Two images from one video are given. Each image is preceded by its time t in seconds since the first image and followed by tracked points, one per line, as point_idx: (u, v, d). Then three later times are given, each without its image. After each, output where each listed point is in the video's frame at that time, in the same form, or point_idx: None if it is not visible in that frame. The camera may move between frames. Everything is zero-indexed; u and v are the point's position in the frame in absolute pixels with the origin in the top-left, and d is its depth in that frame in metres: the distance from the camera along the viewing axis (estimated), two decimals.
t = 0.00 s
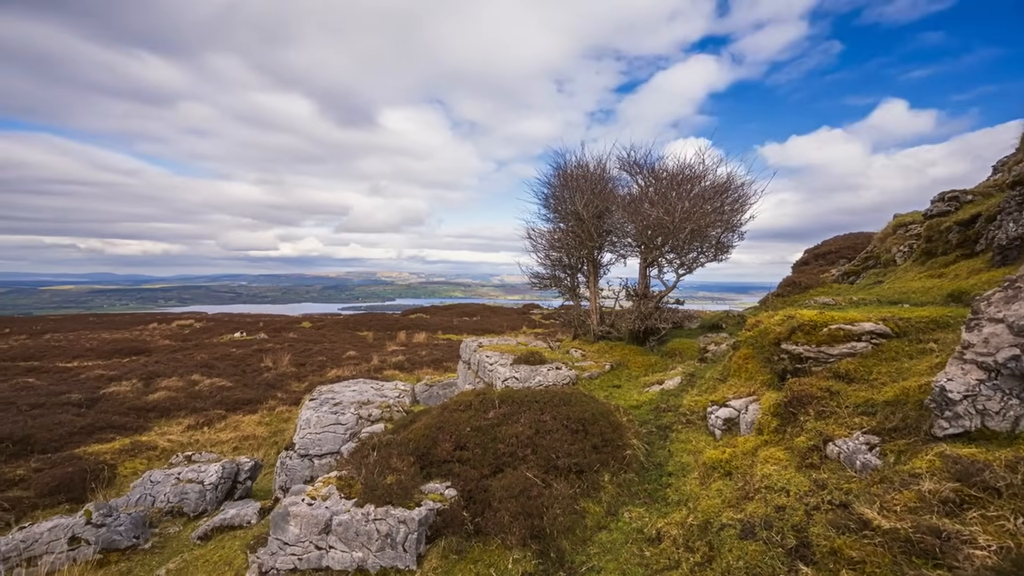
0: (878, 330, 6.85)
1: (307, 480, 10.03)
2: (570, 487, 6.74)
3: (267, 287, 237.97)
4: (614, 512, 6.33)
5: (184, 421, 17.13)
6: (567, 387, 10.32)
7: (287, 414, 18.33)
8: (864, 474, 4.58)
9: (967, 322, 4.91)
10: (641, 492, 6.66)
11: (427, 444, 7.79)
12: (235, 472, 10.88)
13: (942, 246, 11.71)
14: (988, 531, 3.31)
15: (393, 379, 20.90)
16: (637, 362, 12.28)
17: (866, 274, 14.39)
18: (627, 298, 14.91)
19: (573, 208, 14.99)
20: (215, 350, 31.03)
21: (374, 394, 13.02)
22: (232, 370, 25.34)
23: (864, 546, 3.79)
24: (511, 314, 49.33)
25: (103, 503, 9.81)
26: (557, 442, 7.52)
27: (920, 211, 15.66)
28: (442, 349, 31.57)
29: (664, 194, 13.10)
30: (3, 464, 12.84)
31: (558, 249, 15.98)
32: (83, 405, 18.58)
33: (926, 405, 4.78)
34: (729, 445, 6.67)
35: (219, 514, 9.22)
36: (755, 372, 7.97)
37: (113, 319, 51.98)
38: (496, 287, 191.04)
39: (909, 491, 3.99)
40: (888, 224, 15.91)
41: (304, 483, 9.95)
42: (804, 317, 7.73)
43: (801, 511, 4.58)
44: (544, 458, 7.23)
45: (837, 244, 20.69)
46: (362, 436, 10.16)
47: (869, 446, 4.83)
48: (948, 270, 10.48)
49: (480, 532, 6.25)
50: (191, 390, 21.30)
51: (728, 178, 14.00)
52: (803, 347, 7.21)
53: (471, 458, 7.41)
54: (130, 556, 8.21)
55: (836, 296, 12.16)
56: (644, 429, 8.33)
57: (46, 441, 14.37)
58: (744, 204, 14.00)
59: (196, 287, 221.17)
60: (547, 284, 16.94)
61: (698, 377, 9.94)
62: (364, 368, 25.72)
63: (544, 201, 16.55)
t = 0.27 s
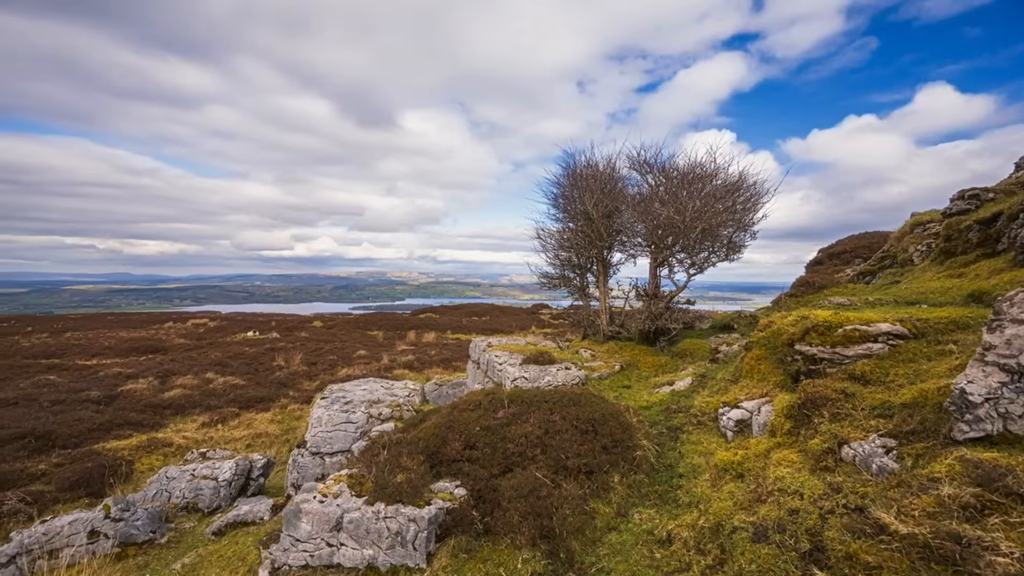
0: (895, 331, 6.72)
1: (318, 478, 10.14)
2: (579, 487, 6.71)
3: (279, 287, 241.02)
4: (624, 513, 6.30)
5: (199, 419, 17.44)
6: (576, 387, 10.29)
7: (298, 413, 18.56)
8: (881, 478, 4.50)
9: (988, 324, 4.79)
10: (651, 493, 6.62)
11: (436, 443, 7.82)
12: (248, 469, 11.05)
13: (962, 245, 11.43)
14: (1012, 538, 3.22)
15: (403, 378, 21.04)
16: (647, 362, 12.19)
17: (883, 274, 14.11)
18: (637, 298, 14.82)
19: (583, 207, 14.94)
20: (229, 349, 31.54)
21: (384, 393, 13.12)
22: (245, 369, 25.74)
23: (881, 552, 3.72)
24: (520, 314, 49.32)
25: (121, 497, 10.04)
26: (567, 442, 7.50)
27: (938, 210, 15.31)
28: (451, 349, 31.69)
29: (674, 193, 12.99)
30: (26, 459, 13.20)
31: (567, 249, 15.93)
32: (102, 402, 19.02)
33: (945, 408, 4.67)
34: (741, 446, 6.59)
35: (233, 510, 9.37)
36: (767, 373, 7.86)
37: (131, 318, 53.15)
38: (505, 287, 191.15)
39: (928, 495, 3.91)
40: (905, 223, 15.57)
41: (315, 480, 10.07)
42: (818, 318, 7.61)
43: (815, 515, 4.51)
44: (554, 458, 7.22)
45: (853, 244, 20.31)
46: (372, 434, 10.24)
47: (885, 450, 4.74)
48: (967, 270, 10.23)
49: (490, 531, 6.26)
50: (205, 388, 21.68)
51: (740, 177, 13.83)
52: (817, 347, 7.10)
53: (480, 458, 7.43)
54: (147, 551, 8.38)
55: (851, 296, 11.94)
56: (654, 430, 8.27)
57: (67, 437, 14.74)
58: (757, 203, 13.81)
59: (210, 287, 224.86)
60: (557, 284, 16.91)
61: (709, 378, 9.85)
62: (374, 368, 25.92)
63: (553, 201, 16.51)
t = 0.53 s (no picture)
0: (912, 332, 6.58)
1: (329, 476, 10.25)
2: (589, 488, 6.69)
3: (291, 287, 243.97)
4: (634, 515, 6.26)
5: (213, 416, 17.73)
6: (586, 388, 10.26)
7: (309, 411, 18.77)
8: (898, 482, 4.41)
9: (1011, 325, 4.67)
10: (661, 495, 6.57)
11: (446, 442, 7.84)
12: (261, 466, 11.20)
13: (983, 244, 11.15)
14: None
15: (412, 377, 21.15)
16: (657, 363, 12.10)
17: (900, 274, 13.83)
18: (647, 298, 14.71)
19: (592, 207, 14.88)
20: (242, 347, 32.02)
21: (394, 392, 13.20)
22: (257, 367, 26.10)
23: (898, 557, 3.65)
24: (529, 314, 49.28)
25: (138, 493, 10.24)
26: (576, 443, 7.47)
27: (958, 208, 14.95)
28: (460, 348, 31.79)
29: (685, 192, 12.87)
30: (47, 454, 13.53)
31: (577, 249, 15.88)
32: (119, 399, 19.44)
33: (965, 411, 4.57)
34: (753, 448, 6.51)
35: (246, 506, 9.51)
36: (780, 374, 7.75)
37: (147, 317, 54.23)
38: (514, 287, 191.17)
39: (947, 500, 3.82)
40: (923, 222, 15.24)
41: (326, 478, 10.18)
42: (832, 318, 7.48)
43: (829, 519, 4.44)
44: (563, 458, 7.20)
45: (869, 243, 19.93)
46: (382, 433, 10.32)
47: (902, 453, 4.65)
48: (988, 270, 9.98)
49: (499, 531, 6.27)
50: (219, 386, 22.04)
51: (752, 175, 13.66)
52: (832, 349, 6.99)
53: (489, 458, 7.44)
54: (163, 545, 8.55)
55: (867, 296, 11.72)
56: (664, 431, 8.20)
57: (86, 433, 15.08)
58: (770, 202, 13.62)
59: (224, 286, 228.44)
60: (566, 284, 16.87)
61: (720, 379, 9.74)
62: (384, 367, 26.10)
63: (562, 201, 16.47)
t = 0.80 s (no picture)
0: (931, 333, 6.43)
1: (340, 474, 10.35)
2: (598, 489, 6.66)
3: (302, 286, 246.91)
4: (644, 516, 6.22)
5: (226, 414, 18.02)
6: (595, 388, 10.22)
7: (320, 410, 18.96)
8: (916, 486, 4.33)
9: None
10: (671, 497, 6.51)
11: (455, 441, 7.87)
12: (273, 464, 11.35)
13: (1005, 243, 10.86)
14: None
15: (421, 377, 21.26)
16: (668, 363, 12.01)
17: (917, 274, 13.54)
18: (657, 298, 14.60)
19: (602, 207, 14.82)
20: (254, 346, 32.48)
21: (404, 391, 13.29)
22: (269, 366, 26.43)
23: (915, 563, 3.58)
24: (538, 314, 49.23)
25: (154, 488, 10.45)
26: (585, 443, 7.44)
27: (978, 207, 14.58)
28: (469, 348, 31.85)
29: (696, 191, 12.75)
30: (67, 450, 13.87)
31: (586, 249, 15.82)
32: (136, 396, 19.85)
33: (987, 414, 4.46)
34: (766, 451, 6.42)
35: (259, 503, 9.64)
36: (794, 376, 7.63)
37: (164, 316, 55.28)
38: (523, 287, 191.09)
39: (968, 506, 3.74)
40: (941, 220, 14.90)
41: (337, 476, 10.28)
42: (847, 319, 7.35)
43: (844, 523, 4.37)
44: (573, 459, 7.17)
45: (885, 242, 19.52)
46: (392, 432, 10.39)
47: (920, 457, 4.57)
48: (1009, 270, 9.73)
49: (509, 531, 6.27)
50: (233, 384, 22.39)
51: (765, 174, 13.46)
52: (847, 350, 6.86)
53: (498, 457, 7.45)
54: (178, 540, 8.71)
55: (883, 296, 11.49)
56: (675, 432, 8.12)
57: (104, 429, 15.43)
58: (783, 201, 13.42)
59: (237, 286, 231.93)
60: (575, 284, 16.81)
61: (732, 380, 9.64)
62: (394, 366, 26.28)
63: (571, 200, 16.42)
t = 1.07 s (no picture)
0: (951, 334, 6.28)
1: (351, 472, 10.45)
2: (608, 490, 6.63)
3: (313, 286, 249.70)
4: (654, 518, 6.18)
5: (240, 412, 18.30)
6: (605, 388, 10.16)
7: (331, 408, 19.16)
8: (935, 491, 4.23)
9: None
10: (682, 499, 6.46)
11: (464, 441, 7.88)
12: (285, 461, 11.49)
13: None
14: None
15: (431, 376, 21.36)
16: (679, 364, 11.90)
17: (936, 274, 13.24)
18: (667, 298, 14.48)
19: (612, 206, 14.74)
20: (267, 345, 32.95)
21: (414, 390, 13.36)
22: (282, 365, 26.78)
23: (935, 570, 3.50)
24: (547, 314, 49.13)
25: (170, 484, 10.66)
26: (595, 444, 7.41)
27: (1000, 205, 14.21)
28: (478, 348, 31.93)
29: (708, 190, 12.62)
30: (87, 446, 14.20)
31: (595, 248, 15.75)
32: (153, 394, 20.26)
33: (1010, 418, 4.34)
34: (779, 453, 6.33)
35: (271, 500, 9.77)
36: (808, 377, 7.51)
37: (179, 316, 56.32)
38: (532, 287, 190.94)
39: (990, 511, 3.65)
40: (962, 219, 14.55)
41: (348, 474, 10.37)
42: (863, 320, 7.22)
43: (860, 528, 4.29)
44: (582, 459, 7.15)
45: (903, 241, 19.12)
46: (402, 431, 10.45)
47: (940, 461, 4.47)
48: None
49: (518, 531, 6.27)
50: (246, 382, 22.73)
51: (778, 172, 13.27)
52: (863, 351, 6.74)
53: (508, 457, 7.45)
54: (193, 535, 8.86)
55: (901, 296, 11.24)
56: (686, 433, 8.05)
57: (122, 426, 15.77)
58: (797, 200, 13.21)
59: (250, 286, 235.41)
60: (584, 283, 16.74)
61: (744, 381, 9.51)
62: (404, 366, 26.43)
63: (581, 200, 16.36)
